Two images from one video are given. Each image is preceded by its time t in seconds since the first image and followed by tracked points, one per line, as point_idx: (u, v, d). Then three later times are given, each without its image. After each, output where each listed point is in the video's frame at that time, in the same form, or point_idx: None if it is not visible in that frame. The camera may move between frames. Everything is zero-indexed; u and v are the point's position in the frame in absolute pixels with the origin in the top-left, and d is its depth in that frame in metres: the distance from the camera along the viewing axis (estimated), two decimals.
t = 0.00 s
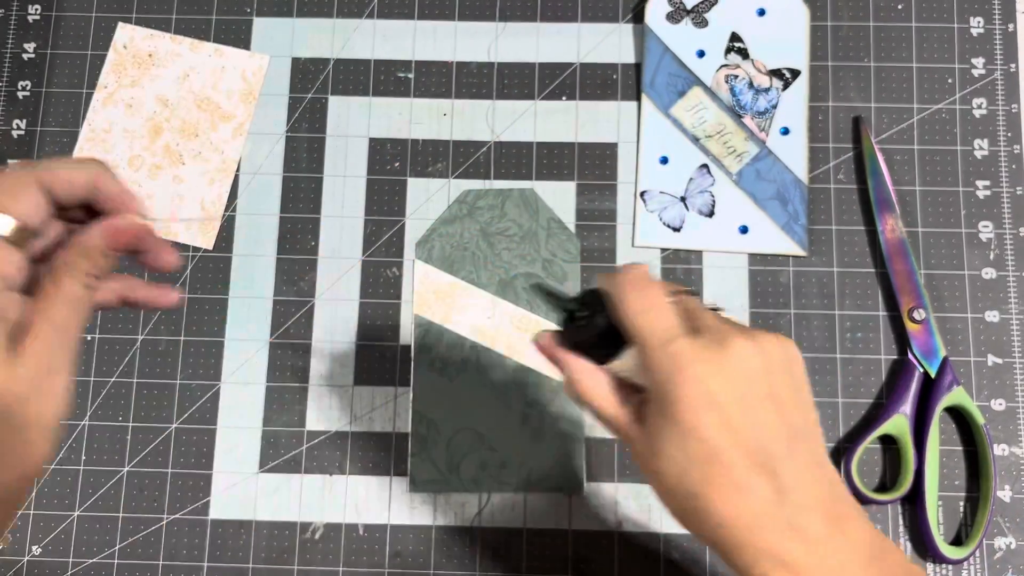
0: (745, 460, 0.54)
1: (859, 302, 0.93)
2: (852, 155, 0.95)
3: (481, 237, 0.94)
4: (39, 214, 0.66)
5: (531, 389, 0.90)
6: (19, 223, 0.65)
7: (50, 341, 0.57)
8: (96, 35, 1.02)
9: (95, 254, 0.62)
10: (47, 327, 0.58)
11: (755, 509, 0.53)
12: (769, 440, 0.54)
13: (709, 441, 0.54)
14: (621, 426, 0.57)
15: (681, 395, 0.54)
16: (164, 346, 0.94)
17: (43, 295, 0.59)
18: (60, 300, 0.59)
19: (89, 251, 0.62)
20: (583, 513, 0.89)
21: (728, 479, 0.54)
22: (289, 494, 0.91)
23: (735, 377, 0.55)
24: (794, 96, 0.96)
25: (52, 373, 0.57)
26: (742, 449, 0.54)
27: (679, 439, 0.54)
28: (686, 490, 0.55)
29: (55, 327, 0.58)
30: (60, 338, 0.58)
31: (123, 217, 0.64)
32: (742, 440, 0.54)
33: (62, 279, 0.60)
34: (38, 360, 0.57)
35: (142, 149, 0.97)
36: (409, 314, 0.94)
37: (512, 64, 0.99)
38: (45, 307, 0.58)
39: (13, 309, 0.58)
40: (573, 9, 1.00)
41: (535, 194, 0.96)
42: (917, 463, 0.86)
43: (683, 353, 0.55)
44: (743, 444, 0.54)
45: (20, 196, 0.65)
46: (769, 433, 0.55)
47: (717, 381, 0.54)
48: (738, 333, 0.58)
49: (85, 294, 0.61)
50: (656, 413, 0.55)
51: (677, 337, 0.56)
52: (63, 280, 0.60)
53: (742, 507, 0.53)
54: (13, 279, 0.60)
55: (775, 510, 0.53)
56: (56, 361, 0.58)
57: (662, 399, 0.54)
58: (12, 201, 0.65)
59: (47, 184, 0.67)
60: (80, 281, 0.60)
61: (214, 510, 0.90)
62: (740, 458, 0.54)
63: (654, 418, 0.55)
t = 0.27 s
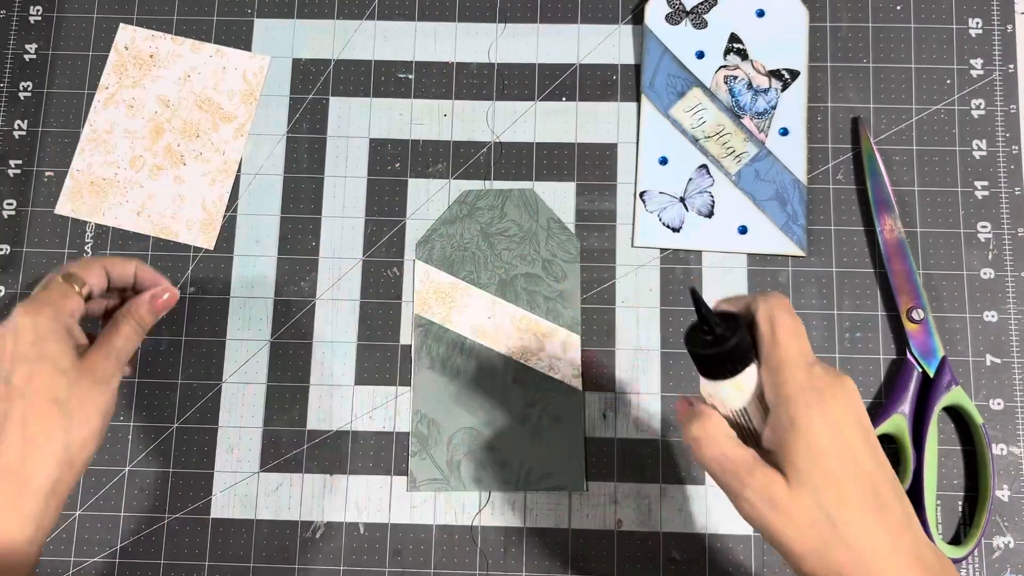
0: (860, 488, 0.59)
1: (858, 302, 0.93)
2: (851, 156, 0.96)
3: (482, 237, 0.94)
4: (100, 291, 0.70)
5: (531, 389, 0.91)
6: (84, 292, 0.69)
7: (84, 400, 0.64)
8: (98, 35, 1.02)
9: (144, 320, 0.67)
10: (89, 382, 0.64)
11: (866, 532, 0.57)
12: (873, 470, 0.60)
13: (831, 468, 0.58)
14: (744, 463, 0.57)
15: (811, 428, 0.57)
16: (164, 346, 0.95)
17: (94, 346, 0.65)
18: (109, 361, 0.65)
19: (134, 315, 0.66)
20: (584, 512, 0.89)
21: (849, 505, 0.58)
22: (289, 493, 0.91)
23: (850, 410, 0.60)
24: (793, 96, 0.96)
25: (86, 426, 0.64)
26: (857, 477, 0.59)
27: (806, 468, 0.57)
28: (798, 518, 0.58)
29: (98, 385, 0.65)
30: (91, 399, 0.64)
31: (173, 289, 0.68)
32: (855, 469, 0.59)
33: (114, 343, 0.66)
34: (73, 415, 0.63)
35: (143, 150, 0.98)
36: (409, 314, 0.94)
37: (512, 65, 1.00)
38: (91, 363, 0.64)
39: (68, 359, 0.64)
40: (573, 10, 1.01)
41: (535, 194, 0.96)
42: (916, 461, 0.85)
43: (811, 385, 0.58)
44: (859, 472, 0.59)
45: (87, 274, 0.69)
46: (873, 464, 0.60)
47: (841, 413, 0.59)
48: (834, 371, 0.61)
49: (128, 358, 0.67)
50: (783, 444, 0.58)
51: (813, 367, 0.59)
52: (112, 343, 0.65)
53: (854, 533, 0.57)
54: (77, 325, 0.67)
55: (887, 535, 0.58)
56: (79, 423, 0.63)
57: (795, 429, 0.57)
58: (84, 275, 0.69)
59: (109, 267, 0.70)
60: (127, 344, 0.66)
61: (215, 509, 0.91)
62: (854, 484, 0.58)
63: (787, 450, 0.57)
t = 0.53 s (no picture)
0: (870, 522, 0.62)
1: (858, 302, 0.93)
2: (850, 156, 0.96)
3: (482, 237, 0.94)
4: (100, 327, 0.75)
5: (531, 389, 0.91)
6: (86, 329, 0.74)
7: (103, 421, 0.70)
8: (98, 35, 1.02)
9: (144, 340, 0.76)
10: (105, 404, 0.70)
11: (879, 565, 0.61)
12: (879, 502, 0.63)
13: (846, 507, 0.61)
14: (763, 507, 0.59)
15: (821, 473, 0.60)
16: (164, 345, 0.95)
17: (102, 367, 0.72)
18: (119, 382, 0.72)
19: (137, 336, 0.75)
20: (584, 512, 0.89)
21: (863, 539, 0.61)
22: (289, 493, 0.91)
23: (854, 449, 0.62)
24: (793, 96, 0.96)
25: (105, 443, 0.70)
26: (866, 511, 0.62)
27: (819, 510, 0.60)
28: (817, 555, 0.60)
29: (112, 406, 0.71)
30: (110, 419, 0.71)
31: (169, 314, 0.78)
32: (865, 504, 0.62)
33: (122, 364, 0.73)
34: (95, 436, 0.69)
35: (143, 150, 0.98)
36: (409, 314, 0.94)
37: (512, 65, 1.00)
38: (103, 384, 0.71)
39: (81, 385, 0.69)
40: (572, 10, 1.01)
41: (535, 194, 0.96)
42: (915, 461, 0.85)
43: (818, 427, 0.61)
44: (868, 507, 0.62)
45: (91, 312, 0.75)
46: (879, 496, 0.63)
47: (847, 453, 0.62)
48: (831, 412, 0.64)
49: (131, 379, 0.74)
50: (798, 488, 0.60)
51: (817, 408, 0.62)
52: (120, 364, 0.73)
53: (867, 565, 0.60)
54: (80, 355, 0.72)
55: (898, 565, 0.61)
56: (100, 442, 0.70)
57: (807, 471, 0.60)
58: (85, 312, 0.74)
59: (111, 305, 0.76)
60: (131, 363, 0.74)
61: (215, 509, 0.91)
62: (863, 518, 0.62)
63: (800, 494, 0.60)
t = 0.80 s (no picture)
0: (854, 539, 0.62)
1: (858, 302, 0.93)
2: (850, 156, 0.96)
3: (482, 237, 0.94)
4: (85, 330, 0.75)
5: (531, 389, 0.91)
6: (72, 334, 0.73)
7: (81, 427, 0.70)
8: (99, 36, 1.02)
9: (122, 337, 0.76)
10: (86, 409, 0.71)
11: None
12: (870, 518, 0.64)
13: (839, 518, 0.62)
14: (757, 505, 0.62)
15: (813, 490, 0.61)
16: (164, 345, 0.95)
17: (84, 372, 0.71)
18: (101, 386, 0.73)
19: (114, 334, 0.75)
20: (584, 512, 0.90)
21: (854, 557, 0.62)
22: (289, 493, 0.91)
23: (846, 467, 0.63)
24: (793, 96, 0.96)
25: (84, 448, 0.70)
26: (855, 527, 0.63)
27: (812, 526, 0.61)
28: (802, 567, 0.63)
29: (92, 410, 0.71)
30: (89, 424, 0.71)
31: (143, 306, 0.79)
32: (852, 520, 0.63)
33: (103, 366, 0.73)
34: (74, 439, 0.69)
35: (144, 150, 0.98)
36: (410, 314, 0.94)
37: (511, 65, 1.00)
38: (83, 390, 0.71)
39: (60, 391, 0.69)
40: (572, 10, 1.01)
41: (535, 194, 0.96)
42: (916, 460, 0.85)
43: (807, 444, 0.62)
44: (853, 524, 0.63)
45: (77, 315, 0.73)
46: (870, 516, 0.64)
47: (839, 470, 0.63)
48: (824, 424, 0.65)
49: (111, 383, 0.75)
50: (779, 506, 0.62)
51: (810, 422, 0.63)
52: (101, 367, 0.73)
53: None
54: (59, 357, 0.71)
55: None
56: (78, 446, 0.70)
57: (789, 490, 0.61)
58: (73, 316, 0.73)
59: (99, 309, 0.76)
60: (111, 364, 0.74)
61: (215, 509, 0.91)
62: (851, 537, 0.62)
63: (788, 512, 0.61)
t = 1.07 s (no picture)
0: (909, 530, 0.60)
1: (858, 302, 0.93)
2: (850, 156, 0.96)
3: (482, 237, 0.94)
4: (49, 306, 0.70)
5: (531, 388, 0.91)
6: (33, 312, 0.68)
7: (45, 413, 0.65)
8: (99, 36, 1.02)
9: (90, 314, 0.70)
10: (53, 392, 0.66)
11: (930, 572, 0.60)
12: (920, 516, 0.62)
13: (892, 504, 0.61)
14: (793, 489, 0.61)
15: (869, 471, 0.59)
16: (165, 345, 0.95)
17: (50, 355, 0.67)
18: (72, 367, 0.68)
19: (80, 310, 0.69)
20: (584, 512, 0.90)
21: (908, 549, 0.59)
22: (289, 493, 0.91)
23: (901, 459, 0.62)
24: (793, 96, 0.96)
25: (47, 437, 0.66)
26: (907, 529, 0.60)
27: (871, 513, 0.59)
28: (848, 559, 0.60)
29: (60, 394, 0.66)
30: (56, 409, 0.66)
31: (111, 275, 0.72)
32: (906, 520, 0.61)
33: (72, 347, 0.68)
34: (36, 426, 0.65)
35: (144, 150, 0.98)
36: (410, 314, 0.94)
37: (511, 65, 1.00)
38: (49, 373, 0.66)
39: (21, 376, 0.65)
40: (572, 11, 1.01)
41: (535, 194, 0.96)
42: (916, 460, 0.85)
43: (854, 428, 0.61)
44: (907, 516, 0.61)
45: (38, 292, 0.68)
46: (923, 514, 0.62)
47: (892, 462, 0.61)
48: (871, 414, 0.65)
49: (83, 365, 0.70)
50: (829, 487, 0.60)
51: (858, 414, 0.62)
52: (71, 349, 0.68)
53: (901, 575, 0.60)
54: (20, 340, 0.67)
55: None
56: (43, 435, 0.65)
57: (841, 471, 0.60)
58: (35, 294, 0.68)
59: (60, 284, 0.70)
60: (83, 345, 0.70)
61: (215, 509, 0.91)
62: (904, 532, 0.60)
63: (843, 503, 0.59)
